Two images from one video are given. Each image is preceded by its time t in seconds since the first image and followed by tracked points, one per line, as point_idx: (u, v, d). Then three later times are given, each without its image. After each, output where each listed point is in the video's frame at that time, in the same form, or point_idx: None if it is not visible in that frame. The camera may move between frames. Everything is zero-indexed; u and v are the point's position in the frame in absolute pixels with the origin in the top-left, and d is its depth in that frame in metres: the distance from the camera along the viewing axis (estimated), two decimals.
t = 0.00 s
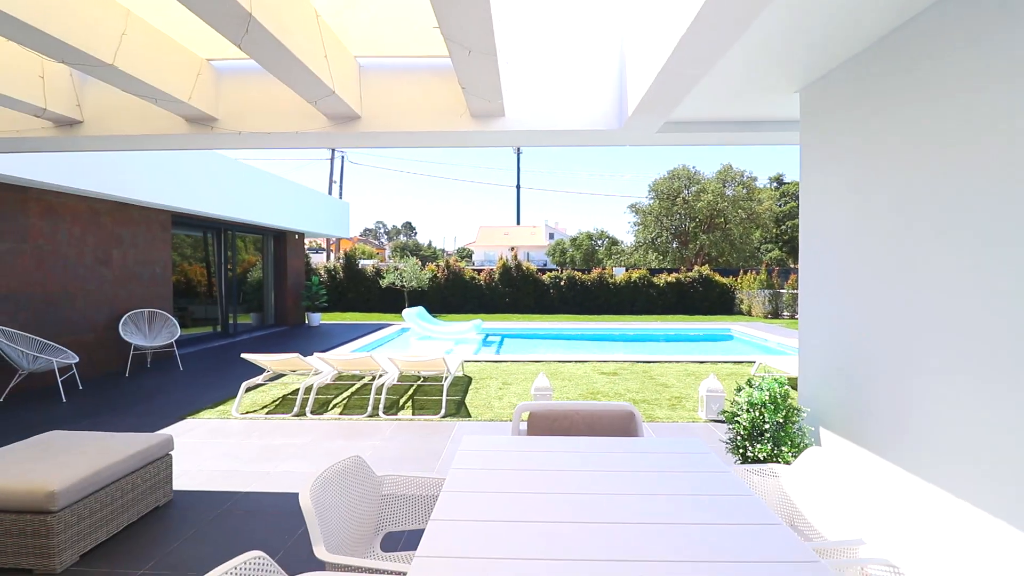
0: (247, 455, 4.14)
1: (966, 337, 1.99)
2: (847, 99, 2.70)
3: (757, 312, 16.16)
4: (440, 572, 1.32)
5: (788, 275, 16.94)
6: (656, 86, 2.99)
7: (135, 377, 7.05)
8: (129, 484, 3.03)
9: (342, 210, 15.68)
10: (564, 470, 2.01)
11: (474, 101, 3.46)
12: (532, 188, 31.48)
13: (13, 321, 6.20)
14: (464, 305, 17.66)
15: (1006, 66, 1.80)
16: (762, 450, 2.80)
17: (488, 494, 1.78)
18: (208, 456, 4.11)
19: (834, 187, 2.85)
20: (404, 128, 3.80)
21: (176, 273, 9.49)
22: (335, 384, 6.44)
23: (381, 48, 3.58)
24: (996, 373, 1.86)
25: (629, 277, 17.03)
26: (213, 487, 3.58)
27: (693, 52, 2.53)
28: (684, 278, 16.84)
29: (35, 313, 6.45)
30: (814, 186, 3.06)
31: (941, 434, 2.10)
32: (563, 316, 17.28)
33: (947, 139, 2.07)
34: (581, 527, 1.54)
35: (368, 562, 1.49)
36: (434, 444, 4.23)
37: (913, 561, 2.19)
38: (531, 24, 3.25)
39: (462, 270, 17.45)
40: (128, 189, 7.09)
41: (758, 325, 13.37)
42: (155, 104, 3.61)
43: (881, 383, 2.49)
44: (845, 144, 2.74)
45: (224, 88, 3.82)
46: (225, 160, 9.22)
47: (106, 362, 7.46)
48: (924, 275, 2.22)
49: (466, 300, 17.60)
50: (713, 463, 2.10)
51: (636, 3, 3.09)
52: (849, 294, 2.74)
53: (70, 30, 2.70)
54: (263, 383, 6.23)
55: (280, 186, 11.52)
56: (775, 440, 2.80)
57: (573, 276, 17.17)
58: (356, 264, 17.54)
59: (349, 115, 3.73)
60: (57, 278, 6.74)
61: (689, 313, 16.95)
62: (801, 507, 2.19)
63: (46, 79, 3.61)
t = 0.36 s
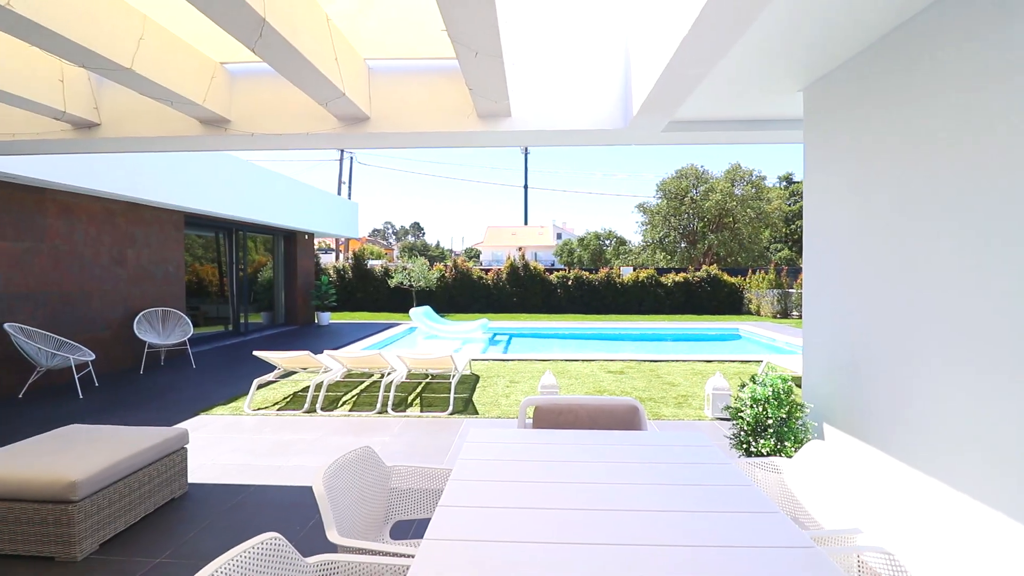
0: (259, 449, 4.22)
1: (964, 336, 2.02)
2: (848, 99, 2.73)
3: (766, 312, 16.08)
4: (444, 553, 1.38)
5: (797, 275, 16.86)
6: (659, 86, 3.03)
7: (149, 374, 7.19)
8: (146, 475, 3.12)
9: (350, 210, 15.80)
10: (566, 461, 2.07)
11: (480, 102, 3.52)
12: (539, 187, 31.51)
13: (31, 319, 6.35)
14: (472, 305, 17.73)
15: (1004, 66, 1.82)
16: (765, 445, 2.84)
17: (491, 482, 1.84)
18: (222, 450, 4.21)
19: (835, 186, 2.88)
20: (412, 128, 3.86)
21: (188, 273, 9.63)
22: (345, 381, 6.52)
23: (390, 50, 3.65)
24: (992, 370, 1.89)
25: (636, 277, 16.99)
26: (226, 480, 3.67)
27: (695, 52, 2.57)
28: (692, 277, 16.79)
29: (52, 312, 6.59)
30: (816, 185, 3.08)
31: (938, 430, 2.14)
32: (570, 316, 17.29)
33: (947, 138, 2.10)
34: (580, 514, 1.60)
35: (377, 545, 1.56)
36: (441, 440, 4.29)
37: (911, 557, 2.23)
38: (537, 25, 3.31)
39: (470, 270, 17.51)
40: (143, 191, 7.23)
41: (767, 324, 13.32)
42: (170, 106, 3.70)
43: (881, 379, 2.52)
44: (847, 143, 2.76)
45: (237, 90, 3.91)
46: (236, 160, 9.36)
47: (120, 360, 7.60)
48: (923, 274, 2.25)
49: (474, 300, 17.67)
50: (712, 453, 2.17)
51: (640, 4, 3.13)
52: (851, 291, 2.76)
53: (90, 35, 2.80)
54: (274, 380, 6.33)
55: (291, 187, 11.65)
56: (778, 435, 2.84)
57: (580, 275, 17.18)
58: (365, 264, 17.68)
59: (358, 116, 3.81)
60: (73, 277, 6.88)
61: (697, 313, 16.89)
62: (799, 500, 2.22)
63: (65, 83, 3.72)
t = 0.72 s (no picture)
0: (276, 443, 4.32)
1: (969, 331, 2.04)
2: (857, 95, 2.73)
3: (781, 311, 15.91)
4: (454, 535, 1.44)
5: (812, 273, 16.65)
6: (669, 84, 3.05)
7: (169, 370, 7.36)
8: (168, 466, 3.23)
9: (364, 209, 15.95)
10: (575, 452, 2.12)
11: (492, 101, 3.57)
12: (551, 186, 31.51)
13: (57, 316, 6.54)
14: (484, 304, 17.80)
15: (1007, 64, 1.83)
16: (774, 440, 2.85)
17: (503, 471, 1.89)
18: (240, 443, 4.31)
19: (843, 184, 2.89)
20: (425, 128, 3.93)
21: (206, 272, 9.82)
22: (359, 377, 6.63)
23: (402, 52, 3.71)
24: (997, 364, 1.90)
25: (649, 275, 16.91)
26: (245, 471, 3.77)
27: (705, 49, 2.59)
28: (705, 276, 16.69)
29: (77, 309, 6.79)
30: (825, 182, 3.09)
31: (945, 425, 2.15)
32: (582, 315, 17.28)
33: (954, 135, 2.10)
34: (588, 501, 1.65)
35: (392, 530, 1.63)
36: (454, 435, 4.35)
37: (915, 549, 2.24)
38: (548, 25, 3.34)
39: (482, 269, 17.58)
40: (165, 191, 7.41)
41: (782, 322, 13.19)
42: (191, 108, 3.80)
43: (889, 376, 2.53)
44: (856, 139, 2.76)
45: (255, 92, 4.00)
46: (253, 161, 9.54)
47: (142, 356, 7.79)
48: (932, 270, 2.25)
49: (486, 299, 17.73)
50: (721, 446, 2.20)
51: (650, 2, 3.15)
52: (859, 289, 2.78)
53: (116, 41, 2.90)
54: (290, 376, 6.44)
55: (305, 187, 11.81)
56: (787, 430, 2.85)
57: (592, 274, 17.15)
58: (378, 263, 17.85)
59: (372, 116, 3.88)
60: (97, 275, 7.08)
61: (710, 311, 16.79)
62: (805, 492, 2.25)
63: (91, 87, 3.85)
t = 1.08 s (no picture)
0: (293, 438, 4.42)
1: (975, 330, 2.04)
2: (866, 94, 2.73)
3: (796, 310, 15.72)
4: (464, 524, 1.50)
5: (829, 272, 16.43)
6: (678, 84, 3.07)
7: (189, 367, 7.55)
8: (190, 459, 3.34)
9: (377, 210, 16.10)
10: (583, 447, 2.18)
11: (503, 103, 3.62)
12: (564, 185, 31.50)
13: (82, 314, 6.74)
14: (496, 303, 17.87)
15: (1011, 64, 1.84)
16: (783, 438, 2.87)
17: (512, 465, 1.96)
18: (258, 438, 4.42)
19: (851, 182, 2.89)
20: (437, 130, 3.99)
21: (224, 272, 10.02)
22: (373, 375, 6.73)
23: (415, 55, 3.78)
24: (1001, 362, 1.91)
25: (662, 275, 16.83)
26: (263, 465, 3.87)
27: (713, 49, 2.61)
28: (719, 275, 16.56)
29: (101, 307, 6.99)
30: (835, 181, 3.08)
31: (951, 422, 2.16)
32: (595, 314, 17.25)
33: (959, 134, 2.11)
34: (594, 494, 1.72)
35: (406, 517, 1.69)
36: (466, 431, 4.41)
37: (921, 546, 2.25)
38: (558, 27, 3.38)
39: (495, 268, 17.66)
40: (184, 193, 7.58)
41: (797, 322, 13.05)
42: (210, 112, 3.91)
43: (896, 373, 2.54)
44: (864, 139, 2.77)
45: (272, 96, 4.10)
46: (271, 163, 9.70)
47: (163, 354, 8.00)
48: (938, 269, 2.25)
49: (498, 298, 17.79)
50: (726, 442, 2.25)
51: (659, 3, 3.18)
52: (866, 286, 2.79)
53: (140, 48, 3.01)
54: (306, 373, 6.56)
55: (320, 188, 11.97)
56: (796, 428, 2.87)
57: (604, 273, 17.13)
58: (392, 263, 18.03)
59: (385, 118, 3.96)
60: (120, 275, 7.28)
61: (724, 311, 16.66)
62: (808, 486, 2.29)
63: (116, 92, 3.98)
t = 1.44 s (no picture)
0: (309, 434, 4.53)
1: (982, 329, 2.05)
2: (876, 94, 2.73)
3: (812, 310, 15.53)
4: (477, 514, 1.57)
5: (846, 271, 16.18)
6: (687, 84, 3.09)
7: (209, 364, 7.73)
8: (211, 453, 3.45)
9: (392, 210, 16.24)
10: (591, 443, 2.23)
11: (514, 104, 3.68)
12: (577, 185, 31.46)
13: (107, 313, 6.95)
14: (509, 303, 17.93)
15: (1015, 65, 1.85)
16: (792, 436, 2.88)
17: (523, 458, 2.03)
18: (276, 433, 4.54)
19: (861, 182, 2.89)
20: (450, 132, 4.06)
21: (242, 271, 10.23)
22: (387, 373, 6.83)
23: (427, 58, 3.85)
24: (1007, 362, 1.92)
25: (675, 274, 16.75)
26: (281, 460, 3.98)
27: (722, 49, 2.63)
28: (733, 274, 16.42)
29: (125, 306, 7.20)
30: (845, 181, 3.08)
31: (956, 420, 2.18)
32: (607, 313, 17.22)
33: (966, 134, 2.11)
34: (601, 487, 1.77)
35: (417, 507, 1.76)
36: (478, 429, 4.48)
37: (928, 545, 2.26)
38: (569, 30, 3.43)
39: (507, 268, 17.73)
40: (204, 194, 7.76)
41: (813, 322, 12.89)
42: (230, 116, 4.03)
43: (903, 371, 2.56)
44: (874, 138, 2.77)
45: (289, 100, 4.20)
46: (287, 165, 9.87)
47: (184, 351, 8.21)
48: (946, 268, 2.26)
49: (511, 297, 17.84)
50: (734, 439, 2.29)
51: (669, 5, 3.21)
52: (875, 286, 2.80)
53: (163, 56, 3.12)
54: (322, 371, 6.69)
55: (336, 189, 12.14)
56: (805, 427, 2.88)
57: (617, 272, 17.09)
58: (405, 262, 18.20)
59: (398, 121, 4.03)
60: (142, 274, 7.48)
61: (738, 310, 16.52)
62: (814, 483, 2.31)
63: (141, 98, 4.12)
